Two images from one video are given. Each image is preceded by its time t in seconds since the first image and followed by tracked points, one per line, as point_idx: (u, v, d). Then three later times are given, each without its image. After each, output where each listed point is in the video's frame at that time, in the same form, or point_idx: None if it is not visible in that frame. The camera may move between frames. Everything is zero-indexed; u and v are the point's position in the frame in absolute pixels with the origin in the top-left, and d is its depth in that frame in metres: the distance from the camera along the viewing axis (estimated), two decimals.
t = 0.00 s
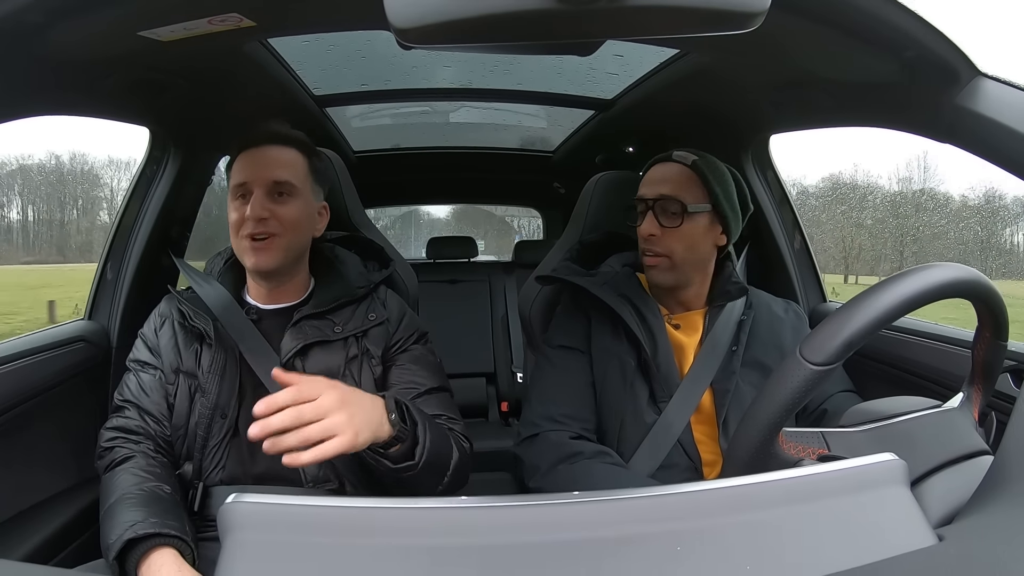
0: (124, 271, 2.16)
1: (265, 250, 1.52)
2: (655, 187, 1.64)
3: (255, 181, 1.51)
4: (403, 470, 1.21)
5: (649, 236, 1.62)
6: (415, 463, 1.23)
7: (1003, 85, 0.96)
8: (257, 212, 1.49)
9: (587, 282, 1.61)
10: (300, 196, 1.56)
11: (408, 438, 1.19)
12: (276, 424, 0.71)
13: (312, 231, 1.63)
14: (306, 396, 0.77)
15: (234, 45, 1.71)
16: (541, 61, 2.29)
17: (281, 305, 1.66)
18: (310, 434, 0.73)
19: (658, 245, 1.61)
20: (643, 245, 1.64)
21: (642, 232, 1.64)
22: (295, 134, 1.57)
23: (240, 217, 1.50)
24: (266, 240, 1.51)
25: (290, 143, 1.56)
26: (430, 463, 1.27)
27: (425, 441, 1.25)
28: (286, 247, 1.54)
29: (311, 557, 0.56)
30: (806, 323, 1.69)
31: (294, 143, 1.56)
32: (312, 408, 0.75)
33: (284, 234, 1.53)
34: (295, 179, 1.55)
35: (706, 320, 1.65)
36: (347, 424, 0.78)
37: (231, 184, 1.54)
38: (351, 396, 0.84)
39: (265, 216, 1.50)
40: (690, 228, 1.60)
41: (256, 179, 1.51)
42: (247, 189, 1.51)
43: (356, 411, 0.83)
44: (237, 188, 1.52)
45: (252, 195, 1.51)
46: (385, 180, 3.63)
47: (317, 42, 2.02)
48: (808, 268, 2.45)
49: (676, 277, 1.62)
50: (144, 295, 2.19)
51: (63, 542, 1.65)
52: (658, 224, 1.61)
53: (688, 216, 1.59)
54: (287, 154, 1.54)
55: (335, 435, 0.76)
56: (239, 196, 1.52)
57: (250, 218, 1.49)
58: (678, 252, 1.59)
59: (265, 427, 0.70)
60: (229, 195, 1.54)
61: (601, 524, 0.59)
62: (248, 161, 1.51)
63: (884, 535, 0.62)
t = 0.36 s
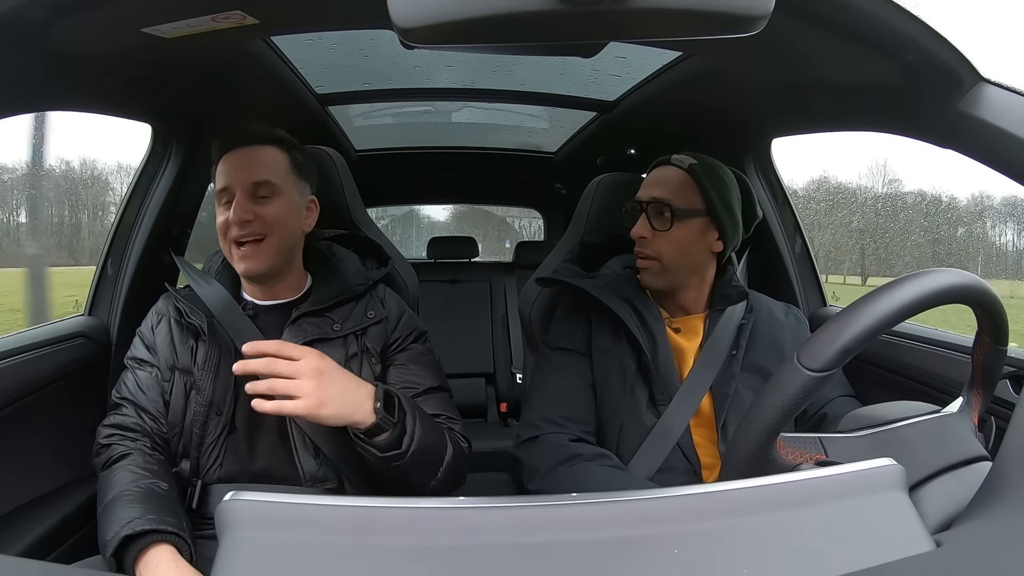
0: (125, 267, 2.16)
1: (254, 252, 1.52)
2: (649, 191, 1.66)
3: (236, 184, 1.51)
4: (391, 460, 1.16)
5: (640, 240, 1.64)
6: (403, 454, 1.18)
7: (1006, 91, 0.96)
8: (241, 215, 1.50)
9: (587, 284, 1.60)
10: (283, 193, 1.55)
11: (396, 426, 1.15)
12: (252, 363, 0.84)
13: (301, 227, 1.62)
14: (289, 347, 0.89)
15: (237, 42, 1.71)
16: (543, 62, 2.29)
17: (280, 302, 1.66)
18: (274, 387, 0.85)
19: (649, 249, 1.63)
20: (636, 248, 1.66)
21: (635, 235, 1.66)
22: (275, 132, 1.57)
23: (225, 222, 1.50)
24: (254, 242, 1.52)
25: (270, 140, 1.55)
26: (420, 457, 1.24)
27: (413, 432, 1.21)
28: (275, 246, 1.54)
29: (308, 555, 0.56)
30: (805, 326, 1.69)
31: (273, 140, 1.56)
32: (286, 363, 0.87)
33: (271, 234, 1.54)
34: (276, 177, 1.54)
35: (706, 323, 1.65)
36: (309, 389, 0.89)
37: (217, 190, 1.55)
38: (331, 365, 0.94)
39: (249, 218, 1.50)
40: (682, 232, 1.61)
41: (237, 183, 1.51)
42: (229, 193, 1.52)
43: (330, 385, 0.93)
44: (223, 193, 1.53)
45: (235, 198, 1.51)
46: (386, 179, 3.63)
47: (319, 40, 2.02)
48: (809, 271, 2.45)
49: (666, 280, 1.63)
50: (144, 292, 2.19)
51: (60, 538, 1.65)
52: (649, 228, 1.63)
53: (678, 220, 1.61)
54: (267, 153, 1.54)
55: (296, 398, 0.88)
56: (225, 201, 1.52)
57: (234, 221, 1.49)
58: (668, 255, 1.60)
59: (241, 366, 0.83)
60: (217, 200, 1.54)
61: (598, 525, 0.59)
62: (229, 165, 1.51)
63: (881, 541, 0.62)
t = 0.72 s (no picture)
0: (125, 268, 2.16)
1: (280, 250, 1.52)
2: (674, 186, 1.60)
3: (275, 182, 1.50)
4: (408, 462, 1.20)
5: (672, 235, 1.59)
6: (420, 456, 1.22)
7: (1005, 88, 0.96)
8: (278, 213, 1.49)
9: (588, 282, 1.60)
10: (317, 198, 1.56)
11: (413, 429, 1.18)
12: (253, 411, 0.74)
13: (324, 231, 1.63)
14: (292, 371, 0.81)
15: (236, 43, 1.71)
16: (542, 61, 2.28)
17: (281, 302, 1.66)
18: (286, 414, 0.77)
19: (679, 245, 1.59)
20: (663, 244, 1.60)
21: (662, 231, 1.60)
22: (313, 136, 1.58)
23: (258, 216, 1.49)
24: (283, 241, 1.51)
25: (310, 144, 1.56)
26: (435, 458, 1.28)
27: (429, 434, 1.25)
28: (301, 248, 1.54)
29: (309, 555, 0.56)
30: (806, 325, 1.69)
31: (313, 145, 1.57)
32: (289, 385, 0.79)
33: (300, 235, 1.54)
34: (314, 181, 1.55)
35: (707, 321, 1.65)
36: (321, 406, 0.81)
37: (246, 180, 1.53)
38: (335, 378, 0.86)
39: (284, 217, 1.50)
40: (711, 228, 1.59)
41: (275, 180, 1.50)
42: (265, 188, 1.51)
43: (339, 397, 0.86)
44: (255, 185, 1.51)
45: (272, 195, 1.50)
46: (386, 179, 3.63)
47: (318, 40, 2.02)
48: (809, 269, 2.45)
49: (690, 277, 1.61)
50: (144, 293, 2.19)
51: (61, 539, 1.65)
52: (681, 223, 1.58)
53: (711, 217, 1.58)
54: (309, 157, 1.55)
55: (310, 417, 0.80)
56: (257, 194, 1.51)
57: (270, 218, 1.49)
58: (698, 253, 1.58)
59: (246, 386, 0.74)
60: (245, 191, 1.52)
61: (599, 523, 0.59)
62: (267, 161, 1.50)
63: (882, 538, 0.62)
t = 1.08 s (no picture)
0: (126, 269, 2.16)
1: (262, 252, 1.52)
2: (696, 187, 1.58)
3: (248, 186, 1.51)
4: (404, 471, 1.19)
5: (702, 236, 1.56)
6: (416, 464, 1.20)
7: (1005, 90, 0.96)
8: (252, 216, 1.50)
9: (588, 284, 1.60)
10: (294, 197, 1.55)
11: (410, 437, 1.16)
12: (280, 415, 0.75)
13: (309, 231, 1.62)
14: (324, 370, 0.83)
15: (237, 44, 1.72)
16: (543, 63, 2.29)
17: (282, 304, 1.66)
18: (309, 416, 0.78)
19: (710, 246, 1.57)
20: (694, 246, 1.57)
21: (691, 233, 1.57)
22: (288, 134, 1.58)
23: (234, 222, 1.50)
24: (262, 243, 1.51)
25: (282, 143, 1.56)
26: (433, 464, 1.26)
27: (427, 441, 1.23)
28: (283, 248, 1.54)
29: (309, 556, 0.56)
30: (806, 326, 1.69)
31: (285, 144, 1.56)
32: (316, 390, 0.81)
33: (281, 236, 1.53)
34: (288, 180, 1.55)
35: (708, 323, 1.65)
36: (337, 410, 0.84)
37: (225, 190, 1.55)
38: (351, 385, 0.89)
39: (259, 219, 1.50)
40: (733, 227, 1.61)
41: (249, 184, 1.51)
42: (240, 193, 1.52)
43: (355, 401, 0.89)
44: (231, 194, 1.53)
45: (246, 200, 1.51)
46: (387, 181, 3.64)
47: (319, 42, 2.02)
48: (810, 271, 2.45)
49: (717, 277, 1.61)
50: (144, 294, 2.19)
51: (60, 541, 1.65)
52: (710, 224, 1.57)
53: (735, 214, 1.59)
54: (280, 156, 1.54)
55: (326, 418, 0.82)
56: (233, 202, 1.53)
57: (244, 222, 1.50)
58: (725, 251, 1.59)
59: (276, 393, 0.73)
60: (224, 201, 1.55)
61: (599, 525, 0.59)
62: (239, 166, 1.51)
63: (882, 541, 0.62)
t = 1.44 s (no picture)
0: (126, 269, 2.15)
1: (281, 250, 1.52)
2: (703, 181, 1.58)
3: (273, 183, 1.51)
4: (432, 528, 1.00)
5: (708, 229, 1.56)
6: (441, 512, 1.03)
7: (1004, 86, 0.96)
8: (276, 213, 1.50)
9: (589, 281, 1.60)
10: (316, 197, 1.56)
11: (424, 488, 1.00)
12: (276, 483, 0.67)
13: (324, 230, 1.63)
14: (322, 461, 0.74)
15: (236, 44, 1.71)
16: (542, 61, 2.28)
17: (284, 302, 1.67)
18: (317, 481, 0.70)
19: (715, 239, 1.57)
20: (699, 238, 1.57)
21: (697, 226, 1.57)
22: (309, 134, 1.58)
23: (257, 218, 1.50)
24: (284, 241, 1.52)
25: (305, 143, 1.56)
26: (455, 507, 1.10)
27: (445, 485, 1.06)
28: (303, 247, 1.55)
29: (309, 556, 0.56)
30: (807, 323, 1.69)
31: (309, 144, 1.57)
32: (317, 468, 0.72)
33: (301, 235, 1.54)
34: (312, 181, 1.56)
35: (709, 320, 1.65)
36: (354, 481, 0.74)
37: (243, 183, 1.53)
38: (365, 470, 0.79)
39: (283, 217, 1.50)
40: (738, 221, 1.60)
41: (273, 181, 1.51)
42: (262, 189, 1.51)
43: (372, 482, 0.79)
44: (252, 188, 1.51)
45: (270, 196, 1.51)
46: (386, 179, 3.63)
47: (319, 40, 2.02)
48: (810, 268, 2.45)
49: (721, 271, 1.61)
50: (145, 294, 2.19)
51: (60, 541, 1.65)
52: (716, 217, 1.56)
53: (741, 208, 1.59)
54: (305, 156, 1.55)
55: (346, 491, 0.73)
56: (254, 196, 1.51)
57: (269, 219, 1.49)
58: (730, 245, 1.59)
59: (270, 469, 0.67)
60: (243, 194, 1.53)
61: (599, 524, 0.59)
62: (263, 162, 1.50)
63: (883, 537, 0.62)
